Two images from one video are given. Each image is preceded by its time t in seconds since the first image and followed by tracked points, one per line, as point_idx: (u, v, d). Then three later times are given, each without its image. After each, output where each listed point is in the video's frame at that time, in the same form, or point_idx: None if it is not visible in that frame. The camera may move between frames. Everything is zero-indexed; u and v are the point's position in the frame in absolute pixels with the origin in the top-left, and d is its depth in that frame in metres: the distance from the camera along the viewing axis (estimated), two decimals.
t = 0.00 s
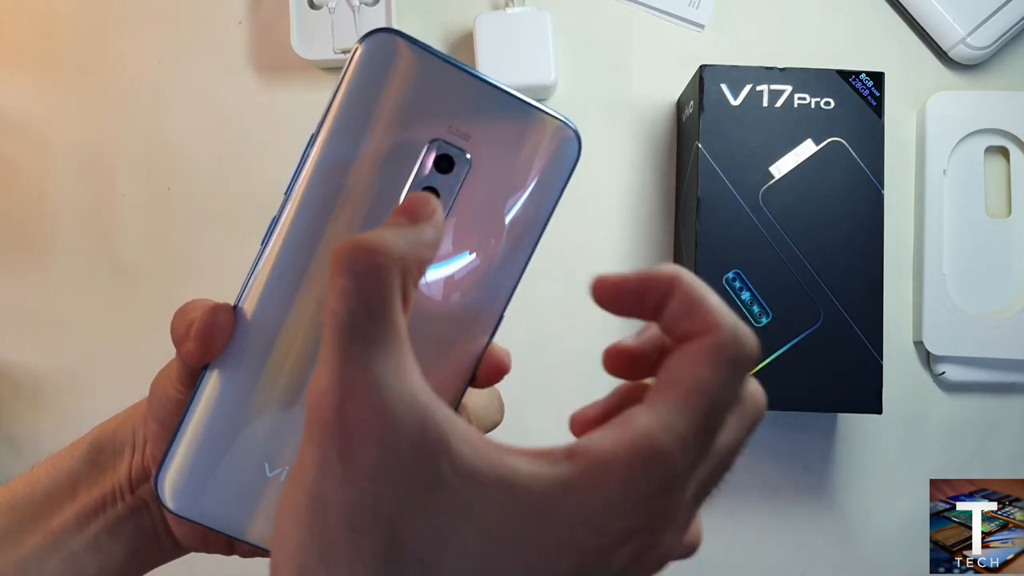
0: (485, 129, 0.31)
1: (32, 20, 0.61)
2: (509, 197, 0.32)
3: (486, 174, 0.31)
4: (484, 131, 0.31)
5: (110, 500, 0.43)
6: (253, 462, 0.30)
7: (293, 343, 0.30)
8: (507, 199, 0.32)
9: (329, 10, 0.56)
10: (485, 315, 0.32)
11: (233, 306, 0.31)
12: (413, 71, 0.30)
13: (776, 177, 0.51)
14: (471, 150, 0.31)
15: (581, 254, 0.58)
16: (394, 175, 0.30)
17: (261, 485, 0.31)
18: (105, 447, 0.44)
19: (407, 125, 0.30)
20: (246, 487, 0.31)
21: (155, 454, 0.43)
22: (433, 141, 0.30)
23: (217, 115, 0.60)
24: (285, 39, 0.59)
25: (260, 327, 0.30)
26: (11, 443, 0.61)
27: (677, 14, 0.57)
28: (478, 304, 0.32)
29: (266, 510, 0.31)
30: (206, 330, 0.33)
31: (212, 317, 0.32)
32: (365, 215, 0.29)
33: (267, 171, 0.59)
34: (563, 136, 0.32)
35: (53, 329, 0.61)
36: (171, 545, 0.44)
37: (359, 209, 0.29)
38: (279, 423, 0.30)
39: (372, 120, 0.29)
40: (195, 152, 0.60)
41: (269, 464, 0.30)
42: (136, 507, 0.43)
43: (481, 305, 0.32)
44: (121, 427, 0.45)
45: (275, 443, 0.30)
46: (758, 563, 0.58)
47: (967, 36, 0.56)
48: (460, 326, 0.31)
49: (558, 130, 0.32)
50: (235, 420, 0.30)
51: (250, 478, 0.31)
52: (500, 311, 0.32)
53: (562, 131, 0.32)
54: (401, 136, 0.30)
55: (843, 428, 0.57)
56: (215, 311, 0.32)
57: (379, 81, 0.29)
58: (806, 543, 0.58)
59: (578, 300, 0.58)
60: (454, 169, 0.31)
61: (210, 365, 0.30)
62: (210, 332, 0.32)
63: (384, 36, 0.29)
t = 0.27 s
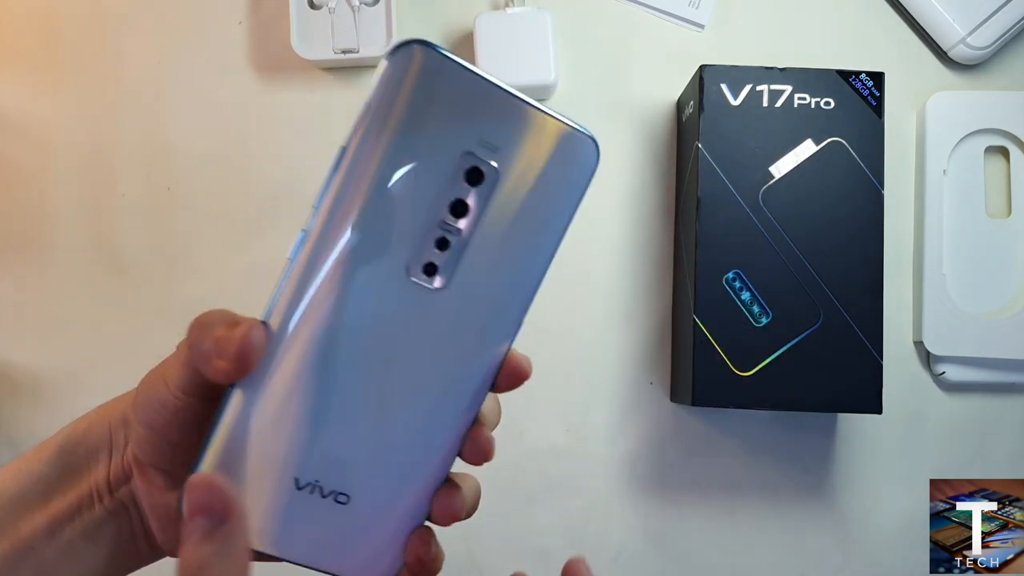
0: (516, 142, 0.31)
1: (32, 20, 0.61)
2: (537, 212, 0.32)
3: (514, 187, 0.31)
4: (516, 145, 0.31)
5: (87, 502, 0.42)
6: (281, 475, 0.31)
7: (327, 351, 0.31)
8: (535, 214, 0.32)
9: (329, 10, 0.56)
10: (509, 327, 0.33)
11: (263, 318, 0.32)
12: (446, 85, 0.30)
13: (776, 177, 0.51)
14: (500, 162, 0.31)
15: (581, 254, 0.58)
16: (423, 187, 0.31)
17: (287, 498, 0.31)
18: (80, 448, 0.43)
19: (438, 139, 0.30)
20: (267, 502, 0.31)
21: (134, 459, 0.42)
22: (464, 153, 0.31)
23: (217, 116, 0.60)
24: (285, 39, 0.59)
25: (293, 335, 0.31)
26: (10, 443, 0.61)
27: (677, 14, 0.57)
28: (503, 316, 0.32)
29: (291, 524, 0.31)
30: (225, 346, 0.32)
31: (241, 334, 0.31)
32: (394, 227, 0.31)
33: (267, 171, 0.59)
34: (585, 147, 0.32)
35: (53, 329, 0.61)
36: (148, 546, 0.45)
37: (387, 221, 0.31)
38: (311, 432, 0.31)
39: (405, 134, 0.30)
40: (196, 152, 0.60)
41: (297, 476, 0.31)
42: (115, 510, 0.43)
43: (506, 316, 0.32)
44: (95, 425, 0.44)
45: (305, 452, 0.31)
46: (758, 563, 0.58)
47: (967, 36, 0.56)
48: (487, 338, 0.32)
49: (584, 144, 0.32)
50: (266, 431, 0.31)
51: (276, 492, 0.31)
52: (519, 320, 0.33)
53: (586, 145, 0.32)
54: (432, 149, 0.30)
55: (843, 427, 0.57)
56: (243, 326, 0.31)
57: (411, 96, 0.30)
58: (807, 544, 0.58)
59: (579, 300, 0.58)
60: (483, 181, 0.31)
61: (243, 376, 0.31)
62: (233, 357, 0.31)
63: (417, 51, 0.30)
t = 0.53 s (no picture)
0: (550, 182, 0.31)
1: (31, 20, 0.61)
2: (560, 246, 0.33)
3: (546, 223, 0.32)
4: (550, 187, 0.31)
5: (53, 515, 0.43)
6: (342, 524, 0.30)
7: (383, 409, 0.30)
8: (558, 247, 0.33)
9: (329, 10, 0.56)
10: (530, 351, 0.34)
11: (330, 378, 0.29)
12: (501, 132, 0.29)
13: (776, 176, 0.51)
14: (536, 200, 0.31)
15: (581, 254, 0.58)
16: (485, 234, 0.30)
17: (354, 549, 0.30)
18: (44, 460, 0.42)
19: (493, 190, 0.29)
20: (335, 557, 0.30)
21: (105, 481, 0.42)
22: (515, 197, 0.30)
23: (217, 116, 0.60)
24: (285, 39, 0.59)
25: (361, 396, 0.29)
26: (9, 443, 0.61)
27: (677, 14, 0.57)
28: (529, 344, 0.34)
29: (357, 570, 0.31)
30: (321, 409, 0.29)
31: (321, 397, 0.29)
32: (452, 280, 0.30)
33: (266, 171, 0.59)
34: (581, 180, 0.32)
35: (53, 329, 0.61)
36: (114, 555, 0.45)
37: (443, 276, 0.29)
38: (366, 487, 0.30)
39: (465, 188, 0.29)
40: (195, 152, 0.60)
41: (359, 527, 0.30)
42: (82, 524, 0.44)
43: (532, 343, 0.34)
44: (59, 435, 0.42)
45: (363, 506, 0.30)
46: (758, 563, 0.58)
47: (967, 36, 0.56)
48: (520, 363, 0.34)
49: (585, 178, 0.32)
50: (331, 495, 0.30)
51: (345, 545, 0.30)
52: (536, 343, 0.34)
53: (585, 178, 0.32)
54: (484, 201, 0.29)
55: (843, 427, 0.57)
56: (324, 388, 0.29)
57: (476, 146, 0.28)
58: (807, 544, 0.58)
59: (579, 300, 0.58)
60: (522, 220, 0.31)
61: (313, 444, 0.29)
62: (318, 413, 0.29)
63: (480, 108, 0.28)
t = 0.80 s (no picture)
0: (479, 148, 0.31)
1: (32, 21, 0.61)
2: (499, 218, 0.32)
3: (477, 193, 0.31)
4: (483, 154, 0.31)
5: None
6: (253, 503, 0.30)
7: (300, 379, 0.30)
8: (497, 219, 0.32)
9: (329, 10, 0.56)
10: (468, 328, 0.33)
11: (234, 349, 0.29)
12: (419, 95, 0.28)
13: (776, 176, 0.51)
14: (467, 168, 0.31)
15: (581, 254, 0.58)
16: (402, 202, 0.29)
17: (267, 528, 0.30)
18: None
19: (409, 151, 0.29)
20: (243, 534, 0.30)
21: (32, 490, 0.39)
22: (436, 164, 0.30)
23: (217, 116, 0.60)
24: (285, 39, 0.59)
25: (272, 367, 0.29)
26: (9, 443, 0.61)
27: (677, 14, 0.58)
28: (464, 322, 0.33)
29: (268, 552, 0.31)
30: (212, 383, 0.28)
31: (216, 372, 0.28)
32: (367, 245, 0.29)
33: (266, 170, 0.59)
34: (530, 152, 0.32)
35: (53, 328, 0.61)
36: None
37: (357, 241, 0.29)
38: (284, 464, 0.30)
39: (377, 146, 0.28)
40: (195, 152, 0.60)
41: (276, 509, 0.30)
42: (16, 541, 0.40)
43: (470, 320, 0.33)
44: None
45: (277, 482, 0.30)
46: (759, 563, 0.58)
47: (967, 36, 0.56)
48: (452, 340, 0.33)
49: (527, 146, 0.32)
50: (242, 469, 0.29)
51: (257, 524, 0.30)
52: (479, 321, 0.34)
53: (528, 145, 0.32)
54: (397, 163, 0.29)
55: (843, 427, 0.57)
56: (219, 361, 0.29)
57: (387, 107, 0.28)
58: (807, 544, 0.58)
59: (579, 301, 0.58)
60: (450, 189, 0.30)
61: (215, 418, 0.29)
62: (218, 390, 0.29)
63: (391, 61, 0.27)
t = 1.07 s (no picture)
0: (413, 163, 0.32)
1: (32, 21, 0.61)
2: (420, 243, 0.32)
3: (401, 214, 0.32)
4: (410, 172, 0.32)
5: None
6: (106, 479, 0.32)
7: (184, 357, 0.32)
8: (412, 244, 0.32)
9: (329, 10, 0.56)
10: (382, 361, 0.32)
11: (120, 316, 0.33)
12: (336, 95, 0.31)
13: (776, 176, 0.51)
14: (394, 181, 0.32)
15: (581, 254, 0.58)
16: (302, 199, 0.32)
17: (112, 513, 0.32)
18: None
19: (323, 146, 0.32)
20: (89, 498, 0.32)
21: None
22: (353, 168, 0.32)
23: (217, 116, 0.60)
24: (285, 39, 0.59)
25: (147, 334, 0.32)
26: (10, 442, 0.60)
27: (677, 14, 0.58)
28: (370, 351, 0.32)
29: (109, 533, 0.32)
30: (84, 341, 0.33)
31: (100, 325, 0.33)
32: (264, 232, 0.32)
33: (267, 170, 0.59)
34: (490, 185, 0.32)
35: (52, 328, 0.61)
36: None
37: (252, 226, 0.32)
38: (164, 442, 0.32)
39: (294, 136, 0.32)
40: (195, 152, 0.60)
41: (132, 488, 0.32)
42: None
43: (380, 353, 0.32)
44: None
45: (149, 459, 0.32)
46: (758, 563, 0.58)
47: (967, 36, 0.56)
48: (364, 375, 0.32)
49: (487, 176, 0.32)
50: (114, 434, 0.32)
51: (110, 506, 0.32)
52: (395, 360, 0.32)
53: (489, 175, 0.32)
54: (309, 158, 0.32)
55: (842, 427, 0.57)
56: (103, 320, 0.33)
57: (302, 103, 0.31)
58: (807, 544, 0.58)
59: (578, 300, 0.58)
60: (375, 199, 0.32)
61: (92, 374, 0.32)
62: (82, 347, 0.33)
63: (315, 57, 0.31)
